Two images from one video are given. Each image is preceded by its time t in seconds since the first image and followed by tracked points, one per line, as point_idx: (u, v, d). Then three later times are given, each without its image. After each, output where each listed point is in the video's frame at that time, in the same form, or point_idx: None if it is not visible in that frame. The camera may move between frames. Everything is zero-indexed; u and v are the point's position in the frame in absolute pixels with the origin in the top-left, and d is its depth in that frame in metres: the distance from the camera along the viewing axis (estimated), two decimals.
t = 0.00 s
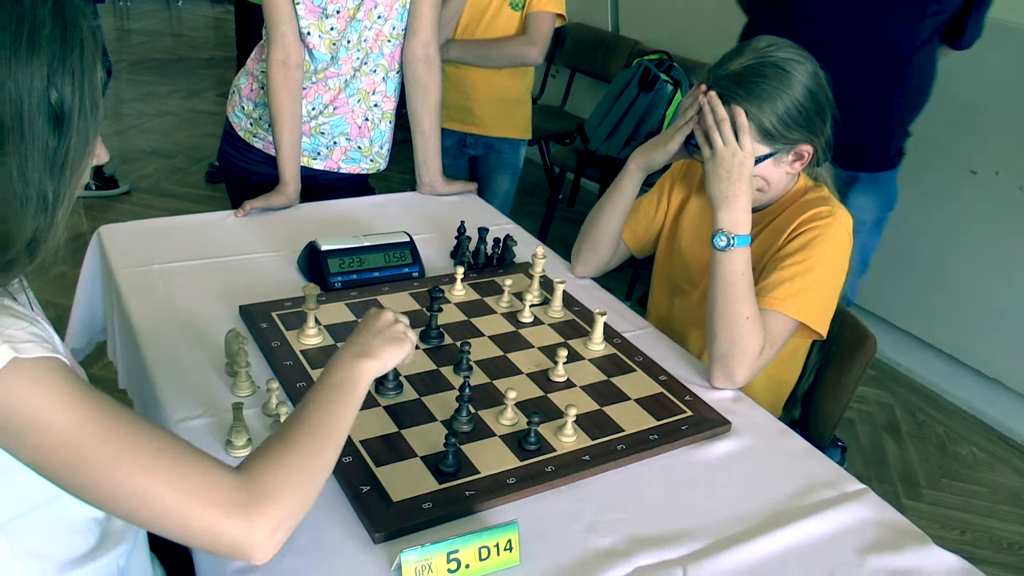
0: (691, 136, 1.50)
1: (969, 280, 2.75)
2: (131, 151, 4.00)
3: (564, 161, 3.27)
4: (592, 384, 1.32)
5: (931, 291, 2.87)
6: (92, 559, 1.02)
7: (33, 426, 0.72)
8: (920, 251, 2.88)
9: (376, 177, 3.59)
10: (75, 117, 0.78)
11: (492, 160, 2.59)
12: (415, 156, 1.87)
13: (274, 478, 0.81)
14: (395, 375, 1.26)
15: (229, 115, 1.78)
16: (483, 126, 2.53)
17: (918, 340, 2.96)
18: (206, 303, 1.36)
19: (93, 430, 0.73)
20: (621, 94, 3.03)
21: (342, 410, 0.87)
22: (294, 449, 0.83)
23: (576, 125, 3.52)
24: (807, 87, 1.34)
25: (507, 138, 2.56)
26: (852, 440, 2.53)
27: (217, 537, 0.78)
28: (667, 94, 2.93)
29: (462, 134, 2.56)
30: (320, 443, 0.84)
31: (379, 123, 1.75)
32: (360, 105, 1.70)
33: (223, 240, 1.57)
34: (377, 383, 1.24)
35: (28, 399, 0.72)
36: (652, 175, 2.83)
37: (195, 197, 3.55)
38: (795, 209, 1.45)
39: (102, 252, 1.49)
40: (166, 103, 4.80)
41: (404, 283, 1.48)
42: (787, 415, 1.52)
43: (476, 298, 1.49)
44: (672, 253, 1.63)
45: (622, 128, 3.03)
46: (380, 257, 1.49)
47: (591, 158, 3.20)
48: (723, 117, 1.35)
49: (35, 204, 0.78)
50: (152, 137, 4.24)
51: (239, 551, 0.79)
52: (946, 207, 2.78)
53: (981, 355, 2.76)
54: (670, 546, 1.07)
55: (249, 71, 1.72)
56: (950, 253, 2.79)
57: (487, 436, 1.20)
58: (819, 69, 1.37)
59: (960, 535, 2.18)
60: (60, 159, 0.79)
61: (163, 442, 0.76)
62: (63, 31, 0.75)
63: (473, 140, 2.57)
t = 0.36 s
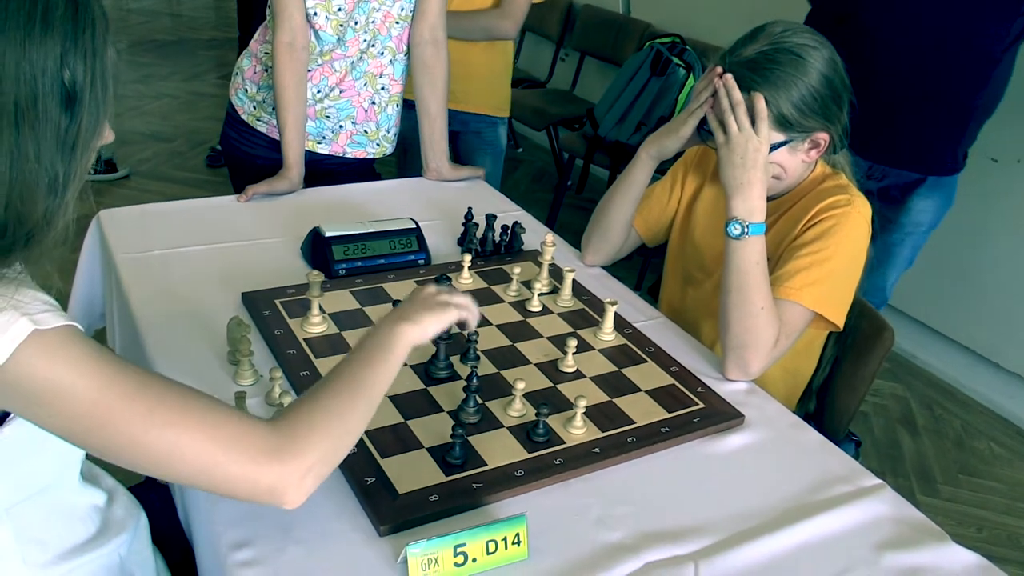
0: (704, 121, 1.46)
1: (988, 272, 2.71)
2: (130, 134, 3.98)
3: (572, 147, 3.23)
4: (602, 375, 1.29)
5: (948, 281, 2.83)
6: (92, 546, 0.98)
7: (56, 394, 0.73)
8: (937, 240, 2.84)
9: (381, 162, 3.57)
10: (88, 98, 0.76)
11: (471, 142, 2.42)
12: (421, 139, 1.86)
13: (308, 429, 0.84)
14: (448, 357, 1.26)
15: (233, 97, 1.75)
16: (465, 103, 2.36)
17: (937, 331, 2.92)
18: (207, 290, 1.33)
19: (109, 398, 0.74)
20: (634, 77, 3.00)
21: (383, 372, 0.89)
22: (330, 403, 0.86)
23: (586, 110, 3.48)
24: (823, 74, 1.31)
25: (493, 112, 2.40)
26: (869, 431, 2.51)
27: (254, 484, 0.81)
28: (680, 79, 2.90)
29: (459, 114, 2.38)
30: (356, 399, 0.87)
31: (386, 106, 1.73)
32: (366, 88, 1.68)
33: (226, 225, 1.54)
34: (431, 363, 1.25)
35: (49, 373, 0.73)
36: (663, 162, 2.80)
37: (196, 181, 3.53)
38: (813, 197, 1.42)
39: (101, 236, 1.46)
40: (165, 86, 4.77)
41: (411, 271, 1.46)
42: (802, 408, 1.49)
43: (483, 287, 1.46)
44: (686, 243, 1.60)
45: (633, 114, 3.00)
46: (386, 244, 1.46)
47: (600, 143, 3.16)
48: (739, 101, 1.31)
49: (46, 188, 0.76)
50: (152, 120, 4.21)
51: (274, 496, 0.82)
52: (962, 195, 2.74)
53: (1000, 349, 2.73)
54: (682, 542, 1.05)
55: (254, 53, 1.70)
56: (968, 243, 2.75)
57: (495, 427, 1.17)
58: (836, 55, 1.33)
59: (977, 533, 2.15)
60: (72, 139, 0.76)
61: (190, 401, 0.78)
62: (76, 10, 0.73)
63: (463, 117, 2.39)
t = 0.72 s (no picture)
0: (712, 118, 1.43)
1: (1004, 270, 2.67)
2: (128, 132, 3.97)
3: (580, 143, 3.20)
4: (611, 377, 1.27)
5: (963, 279, 2.79)
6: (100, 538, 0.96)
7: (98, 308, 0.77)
8: (952, 237, 2.80)
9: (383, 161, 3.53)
10: (77, 73, 0.74)
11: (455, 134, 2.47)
12: (425, 135, 1.83)
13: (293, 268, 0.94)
14: (452, 358, 1.23)
15: (232, 94, 1.73)
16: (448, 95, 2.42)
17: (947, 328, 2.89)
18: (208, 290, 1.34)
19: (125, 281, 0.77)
20: (642, 71, 2.97)
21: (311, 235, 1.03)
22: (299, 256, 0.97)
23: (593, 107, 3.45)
24: (835, 69, 1.28)
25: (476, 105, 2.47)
26: (883, 436, 2.47)
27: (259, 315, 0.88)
28: (690, 73, 2.85)
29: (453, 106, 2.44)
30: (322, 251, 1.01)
31: (389, 103, 1.72)
32: (369, 85, 1.66)
33: (225, 221, 1.53)
34: (434, 364, 1.22)
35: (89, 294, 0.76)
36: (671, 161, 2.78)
37: (195, 180, 3.51)
38: (825, 195, 1.39)
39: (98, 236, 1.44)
40: (164, 83, 4.76)
41: (415, 271, 1.44)
42: (816, 411, 1.46)
43: (489, 287, 1.44)
44: (697, 241, 1.58)
45: (642, 108, 2.96)
46: (390, 243, 1.44)
47: (608, 140, 3.14)
48: (749, 96, 1.28)
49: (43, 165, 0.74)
50: (151, 118, 4.20)
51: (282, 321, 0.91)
52: (977, 191, 2.70)
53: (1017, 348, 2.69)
54: (691, 546, 1.02)
55: (253, 49, 1.68)
56: (984, 241, 2.71)
57: (500, 430, 1.15)
58: (848, 49, 1.30)
59: (995, 538, 2.11)
60: (66, 115, 0.75)
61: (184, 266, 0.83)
62: None
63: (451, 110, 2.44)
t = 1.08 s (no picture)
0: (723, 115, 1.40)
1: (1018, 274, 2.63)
2: (124, 127, 3.95)
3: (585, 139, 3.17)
4: (618, 379, 1.24)
5: (975, 282, 2.76)
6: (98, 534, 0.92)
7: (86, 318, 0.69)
8: (964, 239, 2.76)
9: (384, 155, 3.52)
10: (75, 54, 0.66)
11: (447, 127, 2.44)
12: (429, 131, 1.81)
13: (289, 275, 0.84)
14: (455, 359, 1.20)
15: (231, 88, 1.71)
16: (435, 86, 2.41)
17: (950, 326, 2.87)
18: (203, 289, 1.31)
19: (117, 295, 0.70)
20: (650, 67, 2.92)
21: (236, 213, 0.91)
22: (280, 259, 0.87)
23: (600, 103, 3.41)
24: (848, 65, 1.25)
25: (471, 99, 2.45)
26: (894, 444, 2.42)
27: (279, 358, 0.79)
28: (699, 70, 2.84)
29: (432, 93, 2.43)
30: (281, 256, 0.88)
31: (391, 98, 1.70)
32: (370, 79, 1.65)
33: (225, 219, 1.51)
34: (437, 365, 1.19)
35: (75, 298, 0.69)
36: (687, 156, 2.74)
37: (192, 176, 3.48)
38: (838, 195, 1.36)
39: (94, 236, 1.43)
40: (161, 76, 4.74)
41: (418, 270, 1.42)
42: (828, 416, 1.42)
43: (494, 286, 1.41)
44: (706, 241, 1.55)
45: (651, 106, 2.93)
46: (392, 241, 1.42)
47: (616, 138, 3.14)
48: (762, 92, 1.26)
49: (46, 152, 0.65)
50: (147, 113, 4.17)
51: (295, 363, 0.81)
52: (990, 192, 2.67)
53: None
54: (700, 553, 0.99)
55: (253, 42, 1.66)
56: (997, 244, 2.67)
57: (505, 433, 1.12)
58: (862, 44, 1.27)
59: (1010, 547, 2.08)
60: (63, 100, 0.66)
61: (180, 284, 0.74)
62: None
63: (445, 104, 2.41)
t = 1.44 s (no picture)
0: (736, 107, 1.37)
1: None
2: (123, 117, 3.92)
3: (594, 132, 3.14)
4: (627, 377, 1.21)
5: (991, 278, 2.72)
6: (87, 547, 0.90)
7: (32, 402, 0.74)
8: (980, 234, 2.72)
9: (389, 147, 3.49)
10: (66, 66, 0.77)
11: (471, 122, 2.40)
12: (434, 122, 1.78)
13: (224, 400, 0.89)
14: (461, 355, 1.17)
15: (232, 77, 1.69)
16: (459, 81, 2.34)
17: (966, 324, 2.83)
18: (204, 282, 1.27)
19: (76, 400, 0.75)
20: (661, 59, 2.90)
21: (160, 298, 0.93)
22: (211, 368, 0.92)
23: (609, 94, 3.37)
24: (865, 54, 1.22)
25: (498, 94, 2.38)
26: (907, 445, 2.38)
27: (203, 484, 0.84)
28: (709, 61, 2.86)
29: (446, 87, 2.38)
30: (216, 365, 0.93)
31: (396, 88, 1.67)
32: (375, 69, 1.62)
33: (225, 211, 1.48)
34: (442, 362, 1.16)
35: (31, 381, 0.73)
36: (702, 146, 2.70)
37: (192, 167, 3.44)
38: (855, 188, 1.33)
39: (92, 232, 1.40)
40: (162, 66, 4.72)
41: (423, 264, 1.39)
42: (843, 414, 1.40)
43: (501, 282, 1.38)
44: (719, 236, 1.52)
45: (661, 98, 2.90)
46: (397, 235, 1.39)
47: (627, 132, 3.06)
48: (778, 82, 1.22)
49: (22, 156, 0.78)
50: (147, 103, 4.13)
51: (227, 498, 0.86)
52: (1005, 186, 2.63)
53: None
54: (711, 555, 0.96)
55: (254, 30, 1.63)
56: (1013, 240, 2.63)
57: (511, 431, 1.09)
58: (880, 33, 1.24)
59: None
60: (50, 106, 0.78)
61: (139, 393, 0.80)
62: None
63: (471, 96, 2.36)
